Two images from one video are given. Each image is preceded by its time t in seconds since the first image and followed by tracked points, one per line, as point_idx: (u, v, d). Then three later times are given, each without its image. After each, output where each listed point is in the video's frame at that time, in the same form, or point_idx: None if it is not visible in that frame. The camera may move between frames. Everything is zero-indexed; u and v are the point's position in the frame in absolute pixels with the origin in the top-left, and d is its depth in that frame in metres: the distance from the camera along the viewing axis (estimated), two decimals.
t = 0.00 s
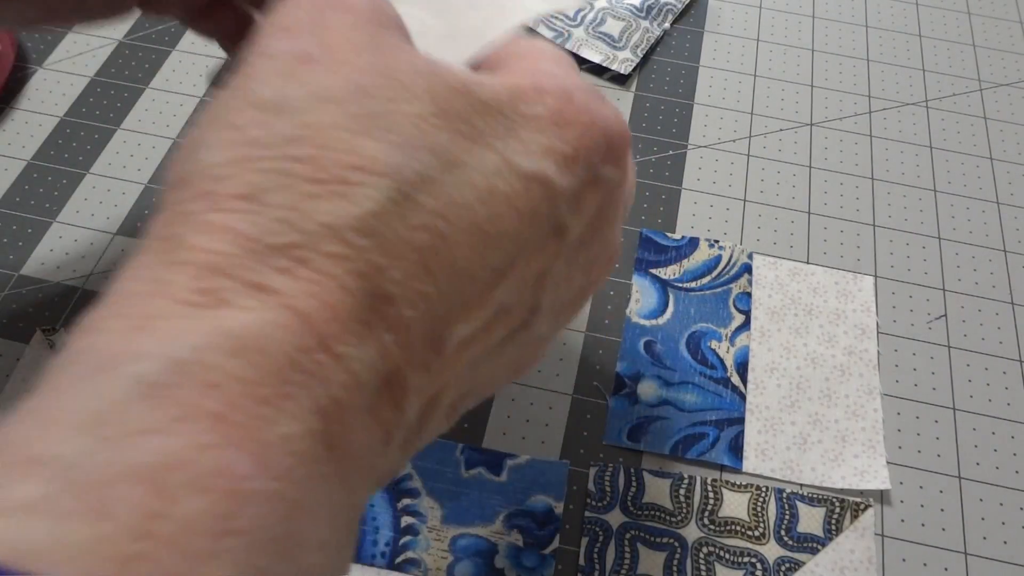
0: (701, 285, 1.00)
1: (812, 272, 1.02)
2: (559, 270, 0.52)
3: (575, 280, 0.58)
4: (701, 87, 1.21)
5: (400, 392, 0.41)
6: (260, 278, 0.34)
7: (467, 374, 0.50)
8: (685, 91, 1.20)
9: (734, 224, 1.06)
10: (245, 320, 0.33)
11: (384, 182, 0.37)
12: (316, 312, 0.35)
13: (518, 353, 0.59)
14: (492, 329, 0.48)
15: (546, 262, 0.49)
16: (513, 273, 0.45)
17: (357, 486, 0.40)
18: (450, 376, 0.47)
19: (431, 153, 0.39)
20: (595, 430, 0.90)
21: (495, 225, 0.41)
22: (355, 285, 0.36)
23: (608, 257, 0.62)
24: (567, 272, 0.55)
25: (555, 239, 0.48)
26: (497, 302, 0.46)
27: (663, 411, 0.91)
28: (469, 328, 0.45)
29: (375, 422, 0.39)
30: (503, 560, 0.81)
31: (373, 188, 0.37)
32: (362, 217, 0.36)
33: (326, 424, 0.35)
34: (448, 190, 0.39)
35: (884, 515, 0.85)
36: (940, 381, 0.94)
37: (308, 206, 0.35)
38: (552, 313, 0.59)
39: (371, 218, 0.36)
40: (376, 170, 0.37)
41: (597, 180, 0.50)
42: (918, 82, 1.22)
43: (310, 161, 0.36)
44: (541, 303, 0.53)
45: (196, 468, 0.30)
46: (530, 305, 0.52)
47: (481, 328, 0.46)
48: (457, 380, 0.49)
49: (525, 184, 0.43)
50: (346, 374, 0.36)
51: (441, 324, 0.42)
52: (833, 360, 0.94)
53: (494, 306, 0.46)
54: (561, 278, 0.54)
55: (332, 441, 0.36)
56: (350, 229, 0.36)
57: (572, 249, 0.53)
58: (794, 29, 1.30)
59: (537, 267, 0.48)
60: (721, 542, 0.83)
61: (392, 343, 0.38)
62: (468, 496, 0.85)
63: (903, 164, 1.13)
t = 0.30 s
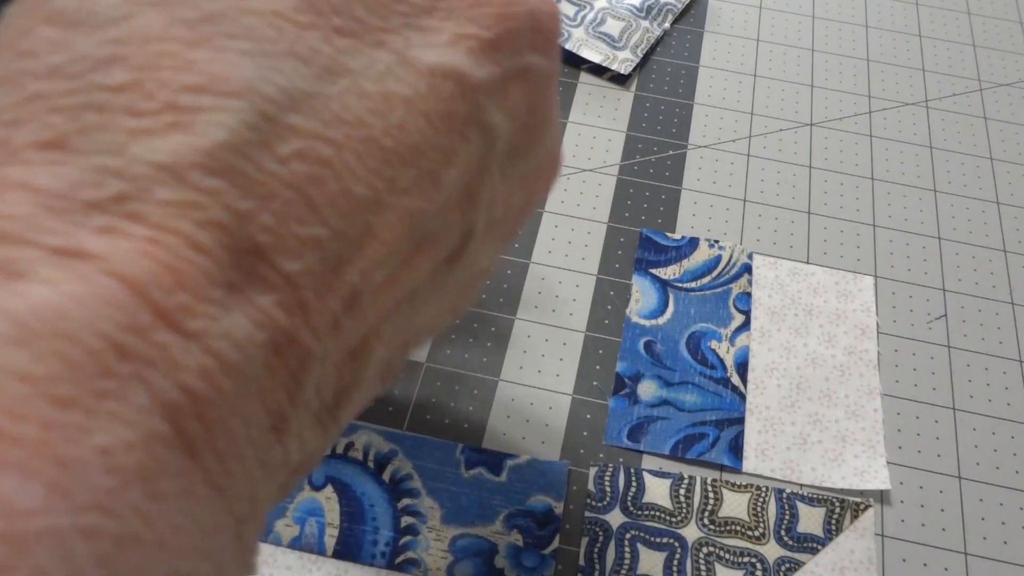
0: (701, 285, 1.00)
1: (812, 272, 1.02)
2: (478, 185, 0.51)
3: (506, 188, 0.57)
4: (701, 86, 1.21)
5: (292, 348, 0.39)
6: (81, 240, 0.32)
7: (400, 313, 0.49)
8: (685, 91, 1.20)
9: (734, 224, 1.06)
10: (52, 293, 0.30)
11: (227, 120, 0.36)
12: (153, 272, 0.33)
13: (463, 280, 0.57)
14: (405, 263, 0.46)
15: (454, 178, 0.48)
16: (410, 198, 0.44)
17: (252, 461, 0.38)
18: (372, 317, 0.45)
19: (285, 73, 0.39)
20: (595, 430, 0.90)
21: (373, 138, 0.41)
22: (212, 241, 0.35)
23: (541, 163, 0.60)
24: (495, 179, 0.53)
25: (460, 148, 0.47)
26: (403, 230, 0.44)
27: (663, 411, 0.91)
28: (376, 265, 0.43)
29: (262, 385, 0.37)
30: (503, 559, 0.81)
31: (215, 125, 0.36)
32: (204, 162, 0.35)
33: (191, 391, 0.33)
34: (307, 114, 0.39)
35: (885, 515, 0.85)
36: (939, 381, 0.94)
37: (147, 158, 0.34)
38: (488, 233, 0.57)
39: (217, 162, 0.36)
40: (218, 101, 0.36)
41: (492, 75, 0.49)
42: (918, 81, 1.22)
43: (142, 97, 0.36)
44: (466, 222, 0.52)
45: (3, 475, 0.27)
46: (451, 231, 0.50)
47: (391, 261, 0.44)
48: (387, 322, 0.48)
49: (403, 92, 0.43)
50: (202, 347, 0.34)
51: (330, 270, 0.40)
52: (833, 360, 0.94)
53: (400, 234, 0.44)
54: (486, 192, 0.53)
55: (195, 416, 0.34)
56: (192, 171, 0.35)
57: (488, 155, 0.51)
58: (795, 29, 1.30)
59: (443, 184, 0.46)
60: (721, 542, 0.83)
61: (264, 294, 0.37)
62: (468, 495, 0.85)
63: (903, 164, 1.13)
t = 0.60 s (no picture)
0: (701, 285, 1.00)
1: (812, 272, 1.02)
2: (436, 155, 0.51)
3: (474, 153, 0.56)
4: (702, 86, 1.21)
5: (222, 325, 0.39)
6: None
7: (354, 283, 0.49)
8: (685, 92, 1.20)
9: (734, 224, 1.06)
10: None
11: (137, 63, 0.37)
12: (53, 231, 0.33)
13: (426, 248, 0.58)
14: (353, 233, 0.47)
15: (408, 146, 0.48)
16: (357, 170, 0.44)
17: (179, 444, 0.39)
18: (321, 287, 0.46)
19: (209, 15, 0.40)
20: (595, 430, 0.90)
21: (313, 100, 0.41)
22: (124, 211, 0.35)
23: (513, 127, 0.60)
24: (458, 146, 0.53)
25: (414, 114, 0.47)
26: (349, 200, 0.45)
27: (663, 411, 0.91)
28: (319, 236, 0.44)
29: (187, 363, 0.38)
30: (503, 559, 0.81)
31: (120, 67, 0.36)
32: (112, 111, 0.36)
33: (93, 365, 0.34)
34: (237, 60, 0.40)
35: (885, 515, 0.85)
36: (939, 381, 0.94)
37: (52, 107, 0.35)
38: (453, 202, 0.57)
39: (125, 111, 0.36)
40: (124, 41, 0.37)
41: (451, 32, 0.48)
42: (918, 82, 1.22)
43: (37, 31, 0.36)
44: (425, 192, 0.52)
45: None
46: (409, 201, 0.50)
47: (337, 231, 0.45)
48: (338, 293, 0.48)
49: (352, 49, 0.43)
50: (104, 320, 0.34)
51: (264, 241, 0.40)
52: (833, 360, 0.95)
53: (345, 205, 0.44)
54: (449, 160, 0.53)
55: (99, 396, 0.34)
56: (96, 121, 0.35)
57: (448, 121, 0.51)
58: (795, 29, 1.30)
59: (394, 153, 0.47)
60: (721, 542, 0.83)
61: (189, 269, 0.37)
62: (468, 495, 0.85)
63: (903, 164, 1.13)
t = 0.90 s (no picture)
0: (701, 285, 1.00)
1: (812, 272, 1.02)
2: (443, 62, 0.46)
3: (491, 62, 0.50)
4: (702, 87, 1.21)
5: (172, 225, 0.35)
6: None
7: (339, 194, 0.46)
8: (685, 92, 1.20)
9: (734, 224, 1.06)
10: None
11: None
12: None
13: (432, 162, 0.53)
14: (332, 137, 0.43)
15: (407, 46, 0.43)
16: (339, 65, 0.39)
17: (119, 353, 0.35)
18: (294, 191, 0.42)
19: None
20: (595, 430, 0.90)
21: None
22: (48, 76, 0.30)
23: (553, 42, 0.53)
24: (476, 52, 0.47)
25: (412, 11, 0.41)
26: (328, 98, 0.40)
27: (663, 411, 0.91)
28: (288, 135, 0.39)
29: (130, 265, 0.34)
30: (503, 559, 0.81)
31: None
32: None
33: (5, 252, 0.29)
34: None
35: (884, 515, 0.85)
36: (940, 381, 0.94)
37: None
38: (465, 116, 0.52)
39: None
40: None
41: None
42: (918, 82, 1.22)
43: None
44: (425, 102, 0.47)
45: None
46: (403, 110, 0.46)
47: (311, 130, 0.41)
48: (316, 202, 0.45)
49: None
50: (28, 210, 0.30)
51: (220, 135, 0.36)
52: (833, 360, 0.94)
53: (321, 103, 0.40)
54: (459, 70, 0.47)
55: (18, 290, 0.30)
56: None
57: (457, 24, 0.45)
58: (795, 29, 1.30)
59: (387, 53, 0.42)
60: (721, 542, 0.83)
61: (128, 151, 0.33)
62: (468, 495, 0.85)
63: (903, 164, 1.13)
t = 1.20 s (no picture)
0: (701, 285, 1.00)
1: (812, 272, 1.02)
2: (472, 29, 0.44)
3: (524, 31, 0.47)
4: (701, 87, 1.21)
5: (177, 187, 0.35)
6: None
7: (353, 158, 0.45)
8: (685, 92, 1.20)
9: (734, 224, 1.06)
10: None
11: None
12: None
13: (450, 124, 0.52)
14: (348, 102, 0.42)
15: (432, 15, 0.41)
16: (361, 31, 0.38)
17: (116, 310, 0.35)
18: (303, 155, 0.42)
19: None
20: (595, 430, 0.90)
21: None
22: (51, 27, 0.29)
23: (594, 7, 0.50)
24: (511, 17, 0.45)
25: None
26: (346, 60, 0.39)
27: (663, 411, 0.91)
28: (302, 101, 0.38)
29: (134, 225, 0.33)
30: (503, 560, 0.81)
31: None
32: None
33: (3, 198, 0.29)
34: None
35: (885, 515, 0.85)
36: (939, 381, 0.94)
37: None
38: (494, 79, 0.50)
39: None
40: None
41: None
42: (918, 82, 1.22)
43: None
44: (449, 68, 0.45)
45: None
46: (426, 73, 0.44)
47: (327, 92, 0.40)
48: (327, 165, 0.44)
49: None
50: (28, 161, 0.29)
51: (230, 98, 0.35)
52: (833, 360, 0.94)
53: (339, 68, 0.39)
54: (488, 37, 0.45)
55: (22, 247, 0.29)
56: None
57: None
58: (794, 29, 1.30)
59: (411, 17, 0.40)
60: (721, 542, 0.83)
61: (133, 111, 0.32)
62: (468, 495, 0.85)
63: (903, 164, 1.13)
